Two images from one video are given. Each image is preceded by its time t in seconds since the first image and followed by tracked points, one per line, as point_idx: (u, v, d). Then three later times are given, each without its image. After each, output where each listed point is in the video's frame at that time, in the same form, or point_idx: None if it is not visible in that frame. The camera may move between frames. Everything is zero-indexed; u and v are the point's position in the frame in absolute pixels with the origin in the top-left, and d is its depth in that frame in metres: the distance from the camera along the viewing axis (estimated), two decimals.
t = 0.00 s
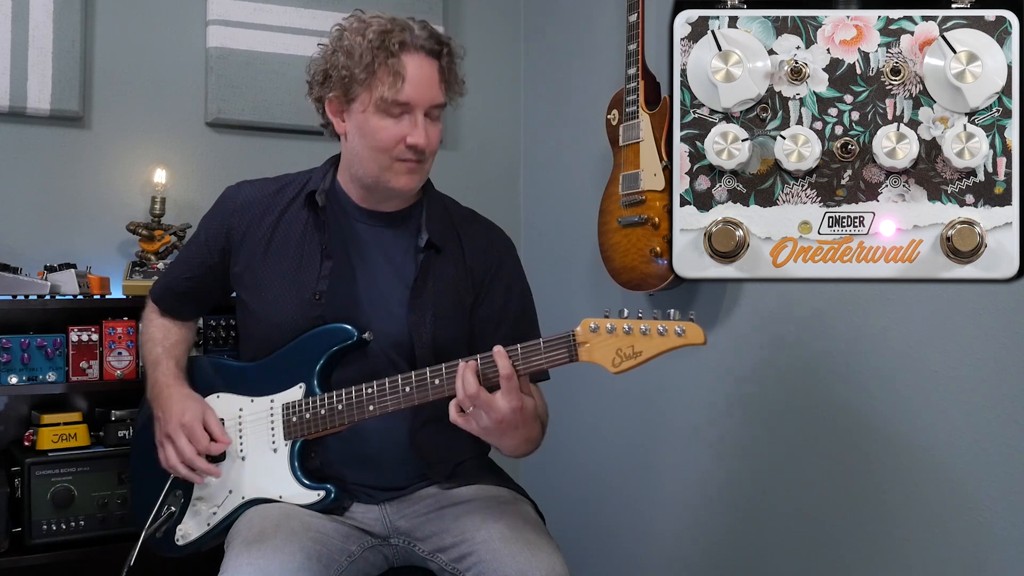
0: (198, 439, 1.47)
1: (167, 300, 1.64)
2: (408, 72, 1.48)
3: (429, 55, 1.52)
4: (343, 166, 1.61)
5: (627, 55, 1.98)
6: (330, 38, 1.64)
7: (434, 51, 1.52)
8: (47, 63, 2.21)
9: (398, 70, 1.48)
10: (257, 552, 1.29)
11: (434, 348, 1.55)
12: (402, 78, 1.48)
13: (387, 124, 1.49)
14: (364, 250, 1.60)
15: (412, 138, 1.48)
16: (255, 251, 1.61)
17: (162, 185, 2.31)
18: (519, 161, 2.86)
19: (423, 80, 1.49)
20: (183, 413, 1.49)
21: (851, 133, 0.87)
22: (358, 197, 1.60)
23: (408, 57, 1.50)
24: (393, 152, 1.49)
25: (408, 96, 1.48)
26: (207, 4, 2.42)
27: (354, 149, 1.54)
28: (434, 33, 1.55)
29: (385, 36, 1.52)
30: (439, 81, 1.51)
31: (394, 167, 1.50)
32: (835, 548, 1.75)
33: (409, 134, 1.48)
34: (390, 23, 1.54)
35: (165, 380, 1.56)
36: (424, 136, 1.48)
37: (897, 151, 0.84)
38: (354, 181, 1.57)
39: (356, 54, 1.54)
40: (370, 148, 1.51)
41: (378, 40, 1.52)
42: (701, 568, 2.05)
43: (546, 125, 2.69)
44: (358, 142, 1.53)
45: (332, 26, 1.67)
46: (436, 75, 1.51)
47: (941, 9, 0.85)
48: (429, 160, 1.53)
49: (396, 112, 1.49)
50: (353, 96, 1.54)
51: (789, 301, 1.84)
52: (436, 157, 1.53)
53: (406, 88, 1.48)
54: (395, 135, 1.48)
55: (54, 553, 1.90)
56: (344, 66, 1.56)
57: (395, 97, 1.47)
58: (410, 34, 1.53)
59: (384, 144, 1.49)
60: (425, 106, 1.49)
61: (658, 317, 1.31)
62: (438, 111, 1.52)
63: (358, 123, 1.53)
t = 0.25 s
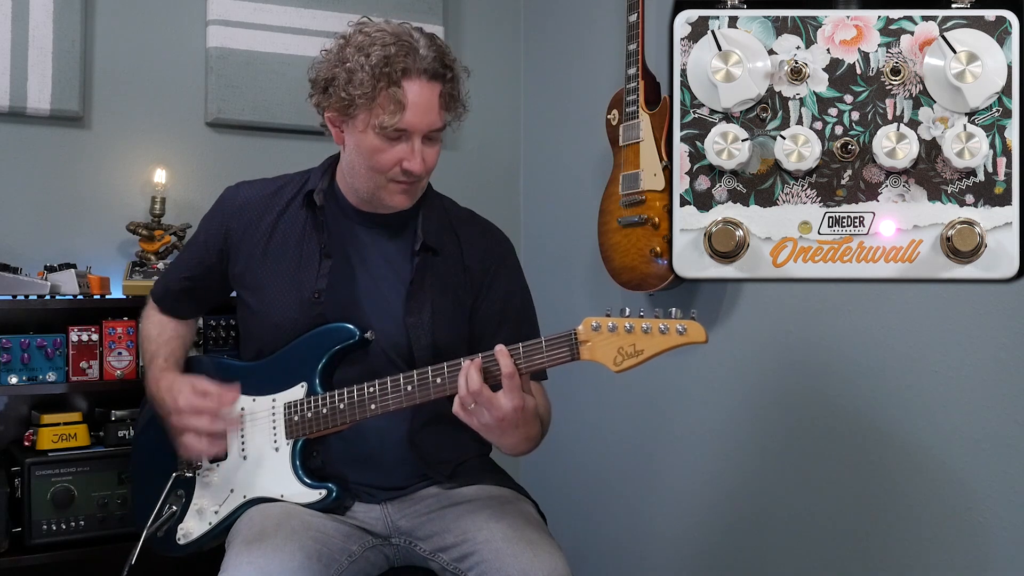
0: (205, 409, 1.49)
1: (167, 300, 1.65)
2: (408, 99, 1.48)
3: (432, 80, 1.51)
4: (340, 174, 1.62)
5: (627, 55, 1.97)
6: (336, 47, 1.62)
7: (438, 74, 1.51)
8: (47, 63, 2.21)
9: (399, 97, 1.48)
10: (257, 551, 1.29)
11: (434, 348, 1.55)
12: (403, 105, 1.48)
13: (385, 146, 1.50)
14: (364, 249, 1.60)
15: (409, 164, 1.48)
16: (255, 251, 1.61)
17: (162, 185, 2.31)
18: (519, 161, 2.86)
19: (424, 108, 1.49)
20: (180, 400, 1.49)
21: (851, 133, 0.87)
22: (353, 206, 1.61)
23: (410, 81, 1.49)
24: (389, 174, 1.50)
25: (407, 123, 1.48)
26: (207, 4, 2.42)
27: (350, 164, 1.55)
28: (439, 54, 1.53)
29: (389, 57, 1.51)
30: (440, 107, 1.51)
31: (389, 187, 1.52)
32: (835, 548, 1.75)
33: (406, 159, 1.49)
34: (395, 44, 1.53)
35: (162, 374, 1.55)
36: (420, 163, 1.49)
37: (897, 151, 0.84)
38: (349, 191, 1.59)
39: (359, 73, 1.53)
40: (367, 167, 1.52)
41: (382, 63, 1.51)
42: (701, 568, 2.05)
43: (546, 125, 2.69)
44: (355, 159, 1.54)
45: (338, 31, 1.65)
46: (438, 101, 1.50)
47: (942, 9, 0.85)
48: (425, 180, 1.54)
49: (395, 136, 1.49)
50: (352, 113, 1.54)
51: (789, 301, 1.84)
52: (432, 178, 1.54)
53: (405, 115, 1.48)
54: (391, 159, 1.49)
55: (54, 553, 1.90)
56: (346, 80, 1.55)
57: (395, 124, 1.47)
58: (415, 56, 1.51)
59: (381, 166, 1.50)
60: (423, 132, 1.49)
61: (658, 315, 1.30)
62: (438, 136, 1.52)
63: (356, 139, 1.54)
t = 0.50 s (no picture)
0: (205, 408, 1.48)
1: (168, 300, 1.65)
2: (404, 89, 1.48)
3: (428, 70, 1.51)
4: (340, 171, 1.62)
5: (627, 55, 1.98)
6: (333, 43, 1.63)
7: (433, 65, 1.51)
8: (47, 63, 2.21)
9: (395, 87, 1.48)
10: (257, 550, 1.29)
11: (434, 348, 1.56)
12: (398, 95, 1.48)
13: (381, 138, 1.49)
14: (363, 249, 1.60)
15: (406, 155, 1.48)
16: (255, 251, 1.61)
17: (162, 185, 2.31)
18: (519, 161, 2.86)
19: (419, 97, 1.48)
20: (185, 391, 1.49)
21: (851, 133, 0.87)
22: (354, 203, 1.61)
23: (406, 72, 1.50)
24: (387, 166, 1.50)
25: (403, 113, 1.48)
26: (207, 4, 2.42)
27: (349, 158, 1.55)
28: (435, 47, 1.54)
29: (384, 49, 1.51)
30: (436, 98, 1.50)
31: (387, 180, 1.51)
32: (835, 547, 1.75)
33: (403, 150, 1.48)
34: (390, 36, 1.53)
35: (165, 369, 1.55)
36: (417, 153, 1.48)
37: (897, 151, 0.84)
38: (348, 187, 1.58)
39: (355, 65, 1.53)
40: (364, 159, 1.51)
41: (377, 55, 1.51)
42: (701, 567, 2.05)
43: (546, 125, 2.69)
44: (353, 153, 1.54)
45: (335, 30, 1.66)
46: (433, 91, 1.50)
47: (941, 9, 0.85)
48: (424, 173, 1.53)
49: (391, 127, 1.49)
50: (349, 106, 1.54)
51: (789, 301, 1.85)
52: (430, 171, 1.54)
53: (401, 105, 1.48)
54: (388, 150, 1.48)
55: (54, 553, 1.90)
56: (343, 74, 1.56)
57: (390, 114, 1.47)
58: (410, 47, 1.51)
59: (378, 158, 1.49)
60: (420, 123, 1.49)
61: (660, 321, 1.30)
62: (435, 127, 1.52)
63: (354, 133, 1.54)
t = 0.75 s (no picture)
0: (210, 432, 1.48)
1: (164, 298, 1.64)
2: (405, 85, 1.48)
3: (429, 68, 1.51)
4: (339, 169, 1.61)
5: (627, 55, 1.97)
6: (334, 42, 1.64)
7: (434, 63, 1.52)
8: (47, 63, 2.21)
9: (396, 84, 1.48)
10: (256, 550, 1.29)
11: (434, 348, 1.56)
12: (399, 91, 1.48)
13: (382, 135, 1.49)
14: (363, 249, 1.60)
15: (406, 151, 1.48)
16: (254, 250, 1.61)
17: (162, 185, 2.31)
18: (519, 161, 2.86)
19: (420, 94, 1.49)
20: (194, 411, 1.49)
21: (851, 133, 0.87)
22: (354, 201, 1.60)
23: (407, 69, 1.50)
24: (387, 163, 1.49)
25: (404, 109, 1.48)
26: (207, 4, 2.42)
27: (348, 155, 1.55)
28: (435, 45, 1.54)
29: (385, 45, 1.51)
30: (437, 95, 1.51)
31: (387, 177, 1.51)
32: (835, 547, 1.75)
33: (403, 147, 1.48)
34: (391, 33, 1.53)
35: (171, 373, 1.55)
36: (417, 150, 1.48)
37: (897, 150, 0.84)
38: (348, 185, 1.58)
39: (356, 62, 1.53)
40: (364, 156, 1.51)
41: (378, 51, 1.51)
42: (701, 567, 2.05)
43: (546, 125, 2.69)
44: (353, 150, 1.53)
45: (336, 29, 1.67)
46: (434, 89, 1.51)
47: (941, 9, 0.85)
48: (424, 171, 1.53)
49: (392, 124, 1.49)
50: (350, 103, 1.54)
51: (789, 301, 1.85)
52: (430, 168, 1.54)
53: (402, 101, 1.48)
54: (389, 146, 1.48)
55: (54, 553, 1.90)
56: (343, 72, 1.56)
57: (392, 110, 1.47)
58: (411, 45, 1.52)
59: (378, 155, 1.49)
60: (420, 120, 1.49)
61: (657, 315, 1.30)
62: (436, 124, 1.52)
63: (354, 130, 1.54)
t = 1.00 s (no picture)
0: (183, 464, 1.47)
1: (166, 300, 1.65)
2: (405, 95, 1.48)
3: (428, 76, 1.51)
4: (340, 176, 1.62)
5: (627, 55, 1.98)
6: (333, 48, 1.63)
7: (434, 71, 1.51)
8: (47, 63, 2.21)
9: (396, 94, 1.48)
10: (256, 549, 1.29)
11: (434, 348, 1.56)
12: (399, 101, 1.48)
13: (382, 144, 1.49)
14: (363, 249, 1.60)
15: (407, 161, 1.48)
16: (255, 251, 1.61)
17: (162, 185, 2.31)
18: (519, 161, 2.86)
19: (421, 103, 1.49)
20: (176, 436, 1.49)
21: (851, 133, 0.87)
22: (355, 207, 1.61)
23: (407, 78, 1.50)
24: (388, 173, 1.50)
25: (404, 119, 1.47)
26: (207, 4, 2.42)
27: (349, 164, 1.55)
28: (435, 52, 1.53)
29: (384, 54, 1.51)
30: (437, 103, 1.50)
31: (388, 186, 1.51)
32: (835, 547, 1.75)
33: (404, 156, 1.48)
34: (390, 41, 1.53)
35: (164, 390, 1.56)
36: (418, 160, 1.48)
37: (897, 150, 0.84)
38: (349, 193, 1.58)
39: (356, 71, 1.53)
40: (365, 166, 1.51)
41: (377, 61, 1.51)
42: (701, 567, 2.05)
43: (546, 125, 2.69)
44: (353, 159, 1.54)
45: (335, 35, 1.66)
46: (434, 98, 1.50)
47: (942, 9, 0.85)
48: (424, 179, 1.53)
49: (392, 133, 1.49)
50: (350, 112, 1.54)
51: (789, 301, 1.85)
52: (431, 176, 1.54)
53: (402, 111, 1.48)
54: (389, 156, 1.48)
55: (54, 553, 1.90)
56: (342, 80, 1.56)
57: (392, 121, 1.47)
58: (410, 53, 1.51)
59: (380, 165, 1.50)
60: (421, 129, 1.49)
61: (655, 314, 1.30)
62: (436, 132, 1.52)
63: (354, 139, 1.54)
